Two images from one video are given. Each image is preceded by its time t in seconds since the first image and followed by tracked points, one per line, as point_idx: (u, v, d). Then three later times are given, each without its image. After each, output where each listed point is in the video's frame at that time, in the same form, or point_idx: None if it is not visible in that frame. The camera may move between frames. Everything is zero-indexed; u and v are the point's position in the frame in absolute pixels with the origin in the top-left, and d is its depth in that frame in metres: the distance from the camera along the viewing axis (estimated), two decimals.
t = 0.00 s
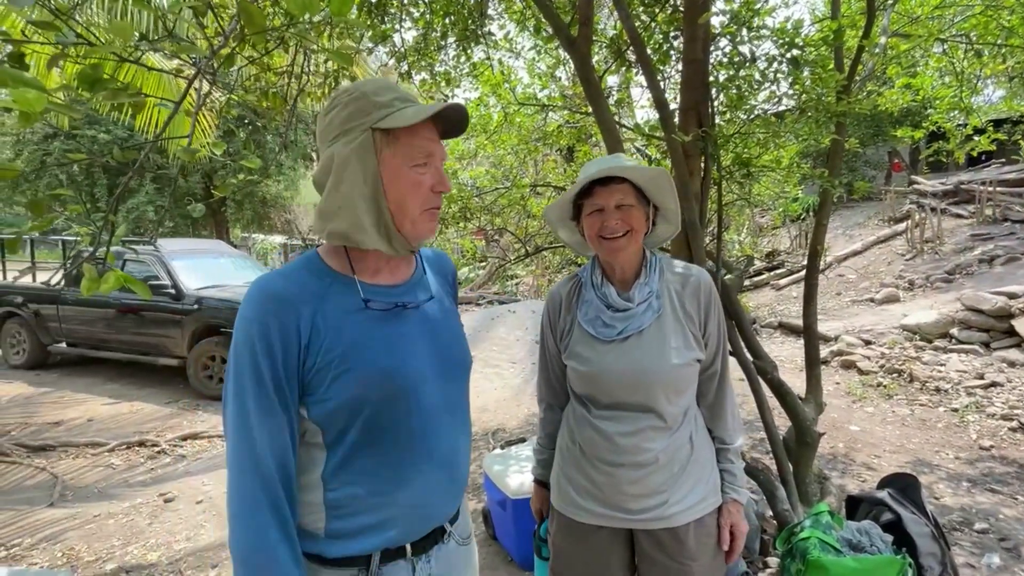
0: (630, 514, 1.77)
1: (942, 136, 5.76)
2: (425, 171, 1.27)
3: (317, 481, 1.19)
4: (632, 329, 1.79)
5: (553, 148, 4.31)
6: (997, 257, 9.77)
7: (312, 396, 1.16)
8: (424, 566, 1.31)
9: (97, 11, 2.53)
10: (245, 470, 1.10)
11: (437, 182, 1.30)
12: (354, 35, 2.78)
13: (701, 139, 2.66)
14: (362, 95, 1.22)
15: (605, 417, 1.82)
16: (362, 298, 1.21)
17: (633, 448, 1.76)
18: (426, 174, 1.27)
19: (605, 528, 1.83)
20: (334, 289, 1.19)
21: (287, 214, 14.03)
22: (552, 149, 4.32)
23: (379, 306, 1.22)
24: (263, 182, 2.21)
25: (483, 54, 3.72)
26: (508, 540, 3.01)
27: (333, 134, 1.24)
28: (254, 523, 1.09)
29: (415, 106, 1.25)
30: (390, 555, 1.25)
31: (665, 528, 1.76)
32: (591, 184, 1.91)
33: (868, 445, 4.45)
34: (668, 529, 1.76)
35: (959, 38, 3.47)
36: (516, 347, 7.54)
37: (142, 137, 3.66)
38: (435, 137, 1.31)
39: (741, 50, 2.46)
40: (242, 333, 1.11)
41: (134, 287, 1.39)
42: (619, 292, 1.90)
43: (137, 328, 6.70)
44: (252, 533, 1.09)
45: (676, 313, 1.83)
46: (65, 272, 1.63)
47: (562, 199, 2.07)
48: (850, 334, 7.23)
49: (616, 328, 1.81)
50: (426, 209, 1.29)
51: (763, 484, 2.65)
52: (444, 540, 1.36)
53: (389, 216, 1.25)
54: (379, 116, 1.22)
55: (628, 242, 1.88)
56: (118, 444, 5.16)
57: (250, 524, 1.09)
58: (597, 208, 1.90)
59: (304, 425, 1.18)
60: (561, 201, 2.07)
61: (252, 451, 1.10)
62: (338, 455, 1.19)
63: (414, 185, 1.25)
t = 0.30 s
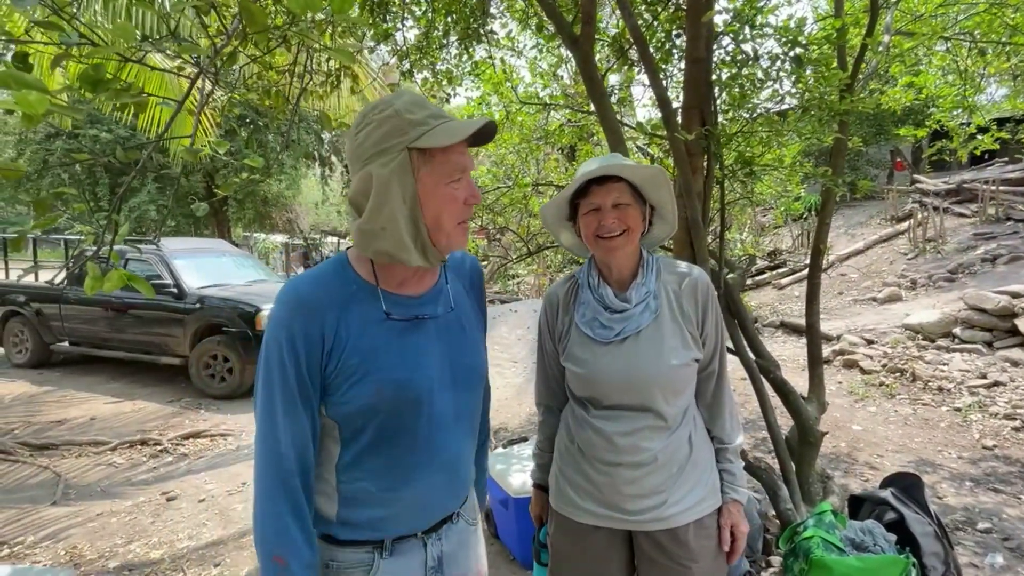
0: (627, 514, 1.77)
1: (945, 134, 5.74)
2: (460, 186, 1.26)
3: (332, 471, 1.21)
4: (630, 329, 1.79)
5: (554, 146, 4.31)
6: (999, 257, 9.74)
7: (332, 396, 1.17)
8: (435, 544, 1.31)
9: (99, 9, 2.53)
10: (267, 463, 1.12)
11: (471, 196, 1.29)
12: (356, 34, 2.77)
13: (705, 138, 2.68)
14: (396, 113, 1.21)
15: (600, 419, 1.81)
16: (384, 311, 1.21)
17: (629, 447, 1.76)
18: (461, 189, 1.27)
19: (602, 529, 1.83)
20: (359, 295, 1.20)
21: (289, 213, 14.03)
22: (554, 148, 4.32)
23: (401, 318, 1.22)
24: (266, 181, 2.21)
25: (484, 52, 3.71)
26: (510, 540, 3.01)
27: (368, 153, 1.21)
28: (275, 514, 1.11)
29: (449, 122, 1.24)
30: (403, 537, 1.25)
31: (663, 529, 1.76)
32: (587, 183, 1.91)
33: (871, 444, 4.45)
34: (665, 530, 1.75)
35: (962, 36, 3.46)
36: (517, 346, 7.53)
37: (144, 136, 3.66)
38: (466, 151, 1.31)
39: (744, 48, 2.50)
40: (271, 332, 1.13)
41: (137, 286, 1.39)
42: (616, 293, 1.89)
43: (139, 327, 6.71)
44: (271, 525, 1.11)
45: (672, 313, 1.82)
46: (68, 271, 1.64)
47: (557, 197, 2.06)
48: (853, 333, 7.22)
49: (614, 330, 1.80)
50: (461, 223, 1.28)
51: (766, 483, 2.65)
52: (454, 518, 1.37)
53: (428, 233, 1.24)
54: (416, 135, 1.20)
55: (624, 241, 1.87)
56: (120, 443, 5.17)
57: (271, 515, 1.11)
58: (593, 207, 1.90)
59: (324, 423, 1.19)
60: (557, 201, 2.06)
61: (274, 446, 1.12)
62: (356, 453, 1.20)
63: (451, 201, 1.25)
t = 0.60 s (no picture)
0: (625, 515, 1.77)
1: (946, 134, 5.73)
2: (444, 184, 1.25)
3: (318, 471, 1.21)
4: (626, 331, 1.79)
5: (555, 146, 4.31)
6: (999, 257, 9.74)
7: (320, 394, 1.17)
8: (419, 551, 1.30)
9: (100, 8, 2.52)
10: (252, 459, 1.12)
11: (457, 193, 1.28)
12: (356, 34, 2.77)
13: (706, 138, 2.67)
14: (381, 113, 1.22)
15: (598, 421, 1.82)
16: (375, 307, 1.21)
17: (626, 451, 1.76)
18: (446, 185, 1.26)
19: (603, 530, 1.83)
20: (349, 293, 1.20)
21: (289, 213, 14.03)
22: (554, 148, 4.32)
23: (392, 316, 1.22)
24: (267, 181, 2.22)
25: (485, 52, 3.71)
26: (510, 539, 3.02)
27: (354, 153, 1.23)
28: (260, 511, 1.11)
29: (433, 119, 1.24)
30: (386, 542, 1.25)
31: (661, 530, 1.75)
32: (585, 185, 1.91)
33: (871, 444, 4.45)
34: (662, 532, 1.75)
35: (963, 36, 3.46)
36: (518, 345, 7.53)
37: (144, 135, 3.65)
38: (455, 149, 1.30)
39: (745, 48, 2.52)
40: (262, 328, 1.12)
41: (136, 284, 1.38)
42: (612, 294, 1.89)
43: (140, 327, 6.71)
44: (254, 522, 1.11)
45: (670, 314, 1.82)
46: (68, 270, 1.63)
47: (554, 199, 2.06)
48: (853, 333, 7.22)
49: (610, 331, 1.80)
50: (447, 220, 1.27)
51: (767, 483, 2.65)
52: (440, 527, 1.35)
53: (412, 229, 1.24)
54: (398, 132, 1.21)
55: (623, 242, 1.87)
56: (121, 442, 5.17)
57: (255, 512, 1.11)
58: (591, 207, 1.89)
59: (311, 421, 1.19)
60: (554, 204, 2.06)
61: (260, 444, 1.11)
62: (342, 452, 1.20)
63: (435, 198, 1.24)
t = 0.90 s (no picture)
0: (625, 511, 1.78)
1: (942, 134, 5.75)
2: (390, 182, 1.23)
3: (272, 488, 1.21)
4: (629, 330, 1.79)
5: (553, 145, 4.30)
6: (995, 256, 9.77)
7: (265, 405, 1.17)
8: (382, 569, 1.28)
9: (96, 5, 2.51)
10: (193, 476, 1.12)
11: (404, 191, 1.26)
12: (354, 32, 2.76)
13: (704, 137, 2.65)
14: (320, 112, 1.20)
15: (600, 419, 1.82)
16: (321, 313, 1.20)
17: (627, 452, 1.77)
18: (392, 183, 1.24)
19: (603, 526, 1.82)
20: (297, 298, 1.20)
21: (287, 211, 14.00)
22: (553, 147, 4.32)
23: (340, 321, 1.22)
24: (266, 179, 2.21)
25: (483, 50, 3.71)
26: (507, 537, 3.02)
27: (295, 154, 1.22)
28: (200, 531, 1.11)
29: (375, 115, 1.22)
30: (345, 557, 1.24)
31: (660, 527, 1.76)
32: (587, 186, 1.91)
33: (867, 443, 4.47)
34: (661, 528, 1.76)
35: (960, 36, 3.47)
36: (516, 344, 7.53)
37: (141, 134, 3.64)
38: (401, 146, 1.28)
39: (743, 48, 2.53)
40: (201, 342, 1.13)
41: (136, 283, 1.38)
42: (614, 294, 1.90)
43: (136, 326, 6.70)
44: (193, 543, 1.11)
45: (671, 313, 1.83)
46: (66, 269, 1.63)
47: (556, 199, 2.06)
48: (850, 332, 7.24)
49: (612, 330, 1.81)
50: (399, 218, 1.25)
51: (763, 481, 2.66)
52: (406, 541, 1.33)
53: (360, 229, 1.22)
54: (337, 131, 1.19)
55: (624, 243, 1.88)
56: (118, 441, 5.16)
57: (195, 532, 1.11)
58: (593, 208, 1.90)
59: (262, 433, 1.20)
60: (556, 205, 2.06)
61: (199, 456, 1.12)
62: (290, 464, 1.19)
63: (381, 195, 1.22)
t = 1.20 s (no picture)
0: (621, 505, 1.79)
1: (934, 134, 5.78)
2: (355, 181, 1.21)
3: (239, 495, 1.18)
4: (636, 333, 1.78)
5: (549, 144, 4.29)
6: (987, 255, 9.85)
7: (230, 409, 1.14)
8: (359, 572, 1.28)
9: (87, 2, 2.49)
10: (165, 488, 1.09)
11: (370, 190, 1.23)
12: (348, 30, 2.75)
13: (698, 135, 2.65)
14: (287, 105, 1.18)
15: (602, 416, 1.82)
16: (287, 313, 1.19)
17: (625, 450, 1.77)
18: (357, 182, 1.21)
19: (598, 518, 1.84)
20: (259, 299, 1.18)
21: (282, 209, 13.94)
22: (548, 145, 4.31)
23: (306, 320, 1.20)
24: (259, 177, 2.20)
25: (479, 49, 3.70)
26: (501, 535, 3.02)
27: (258, 149, 1.19)
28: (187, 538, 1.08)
29: (342, 112, 1.20)
30: (321, 565, 1.23)
31: (654, 521, 1.77)
32: (602, 183, 1.91)
33: (860, 440, 4.50)
34: (656, 520, 1.77)
35: (952, 37, 3.49)
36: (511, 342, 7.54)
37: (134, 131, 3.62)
38: (369, 145, 1.25)
39: (738, 46, 2.53)
40: (160, 349, 1.09)
41: (122, 279, 1.36)
42: (626, 295, 1.90)
43: (129, 324, 6.65)
44: (180, 550, 1.08)
45: (678, 320, 1.82)
46: (55, 265, 1.62)
47: (572, 194, 2.06)
48: (843, 331, 7.28)
49: (619, 331, 1.81)
50: (363, 219, 1.23)
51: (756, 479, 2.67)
52: (383, 544, 1.34)
53: (320, 228, 1.19)
54: (301, 126, 1.16)
55: (636, 243, 1.87)
56: (110, 440, 5.13)
57: (182, 539, 1.08)
58: (607, 206, 1.90)
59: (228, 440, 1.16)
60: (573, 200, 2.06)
61: (166, 464, 1.08)
62: (262, 469, 1.16)
63: (343, 195, 1.19)
